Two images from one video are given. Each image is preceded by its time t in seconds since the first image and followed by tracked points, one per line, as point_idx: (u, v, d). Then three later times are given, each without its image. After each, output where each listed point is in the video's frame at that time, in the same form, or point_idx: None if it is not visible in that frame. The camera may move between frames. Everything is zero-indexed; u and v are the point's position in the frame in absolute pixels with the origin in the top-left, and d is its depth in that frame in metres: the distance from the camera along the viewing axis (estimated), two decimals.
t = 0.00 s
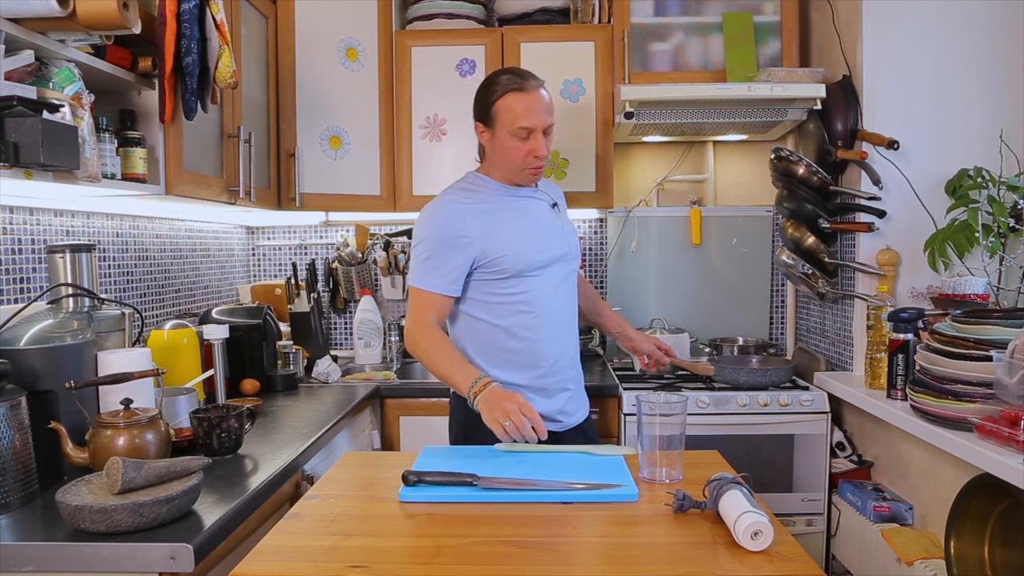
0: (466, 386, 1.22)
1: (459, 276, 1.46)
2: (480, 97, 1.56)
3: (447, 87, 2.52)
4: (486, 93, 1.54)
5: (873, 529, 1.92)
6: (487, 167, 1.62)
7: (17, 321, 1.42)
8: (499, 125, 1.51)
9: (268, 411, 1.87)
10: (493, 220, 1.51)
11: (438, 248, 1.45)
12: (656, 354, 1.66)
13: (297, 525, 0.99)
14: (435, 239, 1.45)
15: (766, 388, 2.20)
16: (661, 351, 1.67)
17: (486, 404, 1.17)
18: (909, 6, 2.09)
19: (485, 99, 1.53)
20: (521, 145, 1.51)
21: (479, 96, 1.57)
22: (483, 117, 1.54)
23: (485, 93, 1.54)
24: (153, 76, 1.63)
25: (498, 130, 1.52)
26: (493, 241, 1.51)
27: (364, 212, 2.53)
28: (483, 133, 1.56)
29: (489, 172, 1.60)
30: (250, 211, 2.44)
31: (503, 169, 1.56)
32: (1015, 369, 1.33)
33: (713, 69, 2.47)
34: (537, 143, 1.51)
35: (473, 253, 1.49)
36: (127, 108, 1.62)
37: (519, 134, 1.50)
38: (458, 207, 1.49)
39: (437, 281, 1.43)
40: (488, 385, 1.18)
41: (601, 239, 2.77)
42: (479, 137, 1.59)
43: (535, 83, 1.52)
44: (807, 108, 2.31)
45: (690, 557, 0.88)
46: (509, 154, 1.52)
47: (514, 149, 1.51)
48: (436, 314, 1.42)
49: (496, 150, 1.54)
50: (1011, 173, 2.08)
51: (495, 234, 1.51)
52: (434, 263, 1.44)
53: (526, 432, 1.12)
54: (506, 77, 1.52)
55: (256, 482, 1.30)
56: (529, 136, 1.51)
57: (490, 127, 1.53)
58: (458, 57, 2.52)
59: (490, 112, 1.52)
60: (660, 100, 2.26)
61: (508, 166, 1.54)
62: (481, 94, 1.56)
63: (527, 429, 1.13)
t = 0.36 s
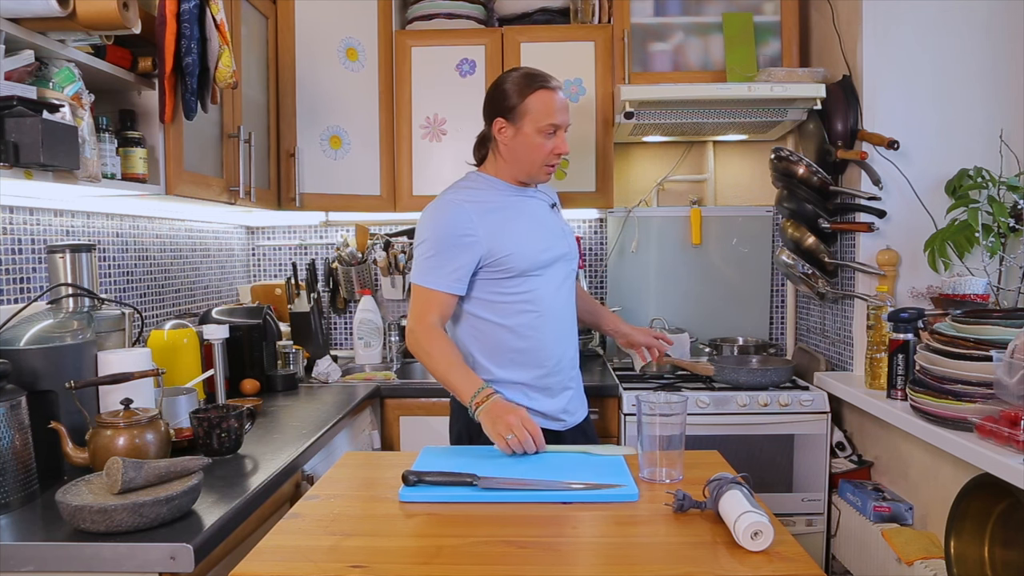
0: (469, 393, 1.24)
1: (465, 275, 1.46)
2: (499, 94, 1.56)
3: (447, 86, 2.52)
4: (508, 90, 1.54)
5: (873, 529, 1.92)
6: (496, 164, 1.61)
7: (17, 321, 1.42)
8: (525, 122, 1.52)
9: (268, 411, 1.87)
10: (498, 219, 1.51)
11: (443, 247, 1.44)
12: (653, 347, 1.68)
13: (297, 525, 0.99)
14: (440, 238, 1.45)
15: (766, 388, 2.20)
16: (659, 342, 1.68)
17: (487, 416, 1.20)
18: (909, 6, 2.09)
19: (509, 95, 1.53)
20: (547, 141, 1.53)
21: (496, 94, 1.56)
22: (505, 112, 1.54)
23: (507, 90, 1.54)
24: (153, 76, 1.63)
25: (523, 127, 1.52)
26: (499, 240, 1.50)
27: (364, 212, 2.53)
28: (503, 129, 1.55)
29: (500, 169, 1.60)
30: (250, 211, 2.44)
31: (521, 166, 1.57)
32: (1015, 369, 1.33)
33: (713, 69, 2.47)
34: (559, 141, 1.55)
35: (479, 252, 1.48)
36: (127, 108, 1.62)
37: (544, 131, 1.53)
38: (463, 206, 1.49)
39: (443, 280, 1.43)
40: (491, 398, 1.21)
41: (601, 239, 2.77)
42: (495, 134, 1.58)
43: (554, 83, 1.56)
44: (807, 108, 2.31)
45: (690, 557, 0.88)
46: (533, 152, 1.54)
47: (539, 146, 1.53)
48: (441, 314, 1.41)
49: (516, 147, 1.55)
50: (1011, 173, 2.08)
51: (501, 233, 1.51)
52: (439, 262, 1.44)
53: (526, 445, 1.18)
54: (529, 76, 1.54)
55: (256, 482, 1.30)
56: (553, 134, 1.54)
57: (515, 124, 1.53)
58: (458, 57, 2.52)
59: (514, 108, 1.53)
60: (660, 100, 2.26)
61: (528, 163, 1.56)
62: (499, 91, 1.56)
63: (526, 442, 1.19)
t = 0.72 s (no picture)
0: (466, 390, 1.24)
1: (461, 273, 1.46)
2: (496, 94, 1.56)
3: (447, 86, 2.52)
4: (506, 89, 1.54)
5: (873, 529, 1.92)
6: (493, 164, 1.61)
7: (17, 321, 1.42)
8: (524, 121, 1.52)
9: (268, 411, 1.87)
10: (496, 217, 1.51)
11: (440, 245, 1.45)
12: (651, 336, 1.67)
13: (297, 525, 0.99)
14: (437, 236, 1.45)
15: (766, 388, 2.20)
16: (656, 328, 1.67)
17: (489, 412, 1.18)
18: (909, 6, 2.09)
19: (507, 94, 1.54)
20: (546, 140, 1.53)
21: (493, 93, 1.57)
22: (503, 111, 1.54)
23: (505, 90, 1.54)
24: (153, 76, 1.63)
25: (521, 126, 1.53)
26: (496, 239, 1.50)
27: (364, 212, 2.53)
28: (501, 128, 1.55)
29: (498, 169, 1.60)
30: (250, 211, 2.44)
31: (519, 166, 1.57)
32: (1015, 369, 1.33)
33: (713, 69, 2.47)
34: (558, 140, 1.55)
35: (476, 250, 1.49)
36: (127, 108, 1.62)
37: (543, 130, 1.53)
38: (460, 204, 1.49)
39: (439, 278, 1.43)
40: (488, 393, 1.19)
41: (601, 239, 2.77)
42: (493, 134, 1.58)
43: (552, 83, 1.57)
44: (807, 108, 2.31)
45: (690, 557, 0.88)
46: (531, 151, 1.54)
47: (537, 145, 1.53)
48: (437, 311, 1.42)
49: (514, 147, 1.55)
50: (1011, 173, 2.08)
51: (498, 231, 1.51)
52: (436, 260, 1.44)
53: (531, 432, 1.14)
54: (526, 76, 1.55)
55: (256, 482, 1.30)
56: (551, 132, 1.54)
57: (513, 123, 1.53)
58: (458, 57, 2.52)
59: (513, 106, 1.53)
60: (660, 100, 2.26)
61: (526, 162, 1.56)
62: (496, 91, 1.56)
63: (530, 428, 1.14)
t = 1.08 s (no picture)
0: (480, 372, 1.24)
1: (461, 272, 1.46)
2: (494, 93, 1.56)
3: (447, 86, 2.52)
4: (503, 87, 1.55)
5: (873, 529, 1.92)
6: (491, 164, 1.60)
7: (17, 321, 1.42)
8: (523, 119, 1.53)
9: (268, 411, 1.87)
10: (495, 216, 1.51)
11: (440, 242, 1.45)
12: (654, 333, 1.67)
13: (297, 524, 0.99)
14: (437, 233, 1.45)
15: (766, 388, 2.20)
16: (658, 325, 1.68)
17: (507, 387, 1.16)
18: (909, 6, 2.09)
19: (504, 92, 1.54)
20: (545, 137, 1.54)
21: (490, 93, 1.58)
22: (501, 110, 1.54)
23: (502, 88, 1.55)
24: (153, 76, 1.63)
25: (520, 125, 1.53)
26: (496, 237, 1.50)
27: (364, 212, 2.53)
28: (500, 127, 1.55)
29: (496, 169, 1.60)
30: (250, 211, 2.44)
31: (518, 164, 1.57)
32: (1015, 369, 1.33)
33: (713, 69, 2.47)
34: (556, 137, 1.56)
35: (475, 248, 1.49)
36: (127, 108, 1.62)
37: (542, 128, 1.53)
38: (460, 202, 1.49)
39: (439, 276, 1.43)
40: (505, 368, 1.19)
41: (601, 239, 2.77)
42: (491, 133, 1.58)
43: (548, 81, 1.58)
44: (807, 108, 2.31)
45: (690, 557, 0.88)
46: (531, 149, 1.54)
47: (536, 142, 1.54)
48: (438, 307, 1.42)
49: (513, 145, 1.55)
50: (1011, 173, 2.08)
51: (498, 229, 1.51)
52: (436, 258, 1.44)
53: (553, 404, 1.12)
54: (523, 75, 1.56)
55: (256, 482, 1.30)
56: (549, 130, 1.55)
57: (512, 121, 1.54)
58: (458, 57, 2.52)
59: (511, 104, 1.53)
60: (660, 100, 2.26)
61: (525, 160, 1.56)
62: (494, 91, 1.57)
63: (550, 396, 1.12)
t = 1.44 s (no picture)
0: (485, 357, 1.32)
1: (462, 271, 1.47)
2: (493, 93, 1.57)
3: (447, 86, 2.52)
4: (501, 87, 1.55)
5: (873, 529, 1.92)
6: (492, 163, 1.60)
7: (17, 321, 1.42)
8: (522, 116, 1.53)
9: (268, 411, 1.87)
10: (496, 215, 1.51)
11: (442, 240, 1.45)
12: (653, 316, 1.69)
13: (297, 524, 0.99)
14: (439, 232, 1.46)
15: (766, 388, 2.20)
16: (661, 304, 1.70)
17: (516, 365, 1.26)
18: (909, 7, 2.09)
19: (503, 91, 1.55)
20: (544, 134, 1.54)
21: (488, 94, 1.58)
22: (501, 108, 1.54)
23: (500, 88, 1.55)
24: (153, 76, 1.63)
25: (519, 123, 1.53)
26: (496, 237, 1.50)
27: (364, 212, 2.53)
28: (499, 126, 1.55)
29: (497, 168, 1.60)
30: (250, 211, 2.44)
31: (518, 162, 1.57)
32: (1015, 369, 1.33)
33: (713, 69, 2.47)
34: (555, 135, 1.56)
35: (476, 248, 1.49)
36: (127, 108, 1.62)
37: (541, 125, 1.54)
38: (461, 202, 1.49)
39: (440, 275, 1.44)
40: (511, 351, 1.29)
41: (601, 239, 2.77)
42: (490, 133, 1.58)
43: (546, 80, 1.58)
44: (807, 108, 2.31)
45: (690, 557, 0.88)
46: (530, 147, 1.54)
47: (536, 140, 1.54)
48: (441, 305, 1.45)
49: (513, 144, 1.55)
50: (1011, 173, 2.08)
51: (498, 229, 1.51)
52: (436, 258, 1.45)
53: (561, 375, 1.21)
54: (520, 73, 1.56)
55: (256, 482, 1.30)
56: (549, 128, 1.55)
57: (511, 120, 1.54)
58: (458, 57, 2.52)
59: (511, 102, 1.54)
60: (660, 100, 2.26)
61: (526, 159, 1.56)
62: (492, 91, 1.57)
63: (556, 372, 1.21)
